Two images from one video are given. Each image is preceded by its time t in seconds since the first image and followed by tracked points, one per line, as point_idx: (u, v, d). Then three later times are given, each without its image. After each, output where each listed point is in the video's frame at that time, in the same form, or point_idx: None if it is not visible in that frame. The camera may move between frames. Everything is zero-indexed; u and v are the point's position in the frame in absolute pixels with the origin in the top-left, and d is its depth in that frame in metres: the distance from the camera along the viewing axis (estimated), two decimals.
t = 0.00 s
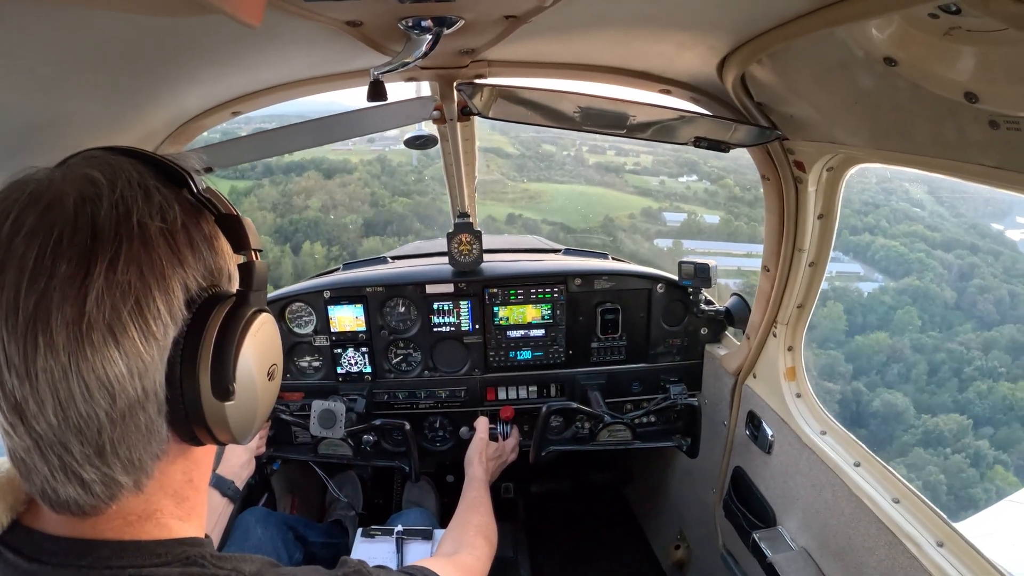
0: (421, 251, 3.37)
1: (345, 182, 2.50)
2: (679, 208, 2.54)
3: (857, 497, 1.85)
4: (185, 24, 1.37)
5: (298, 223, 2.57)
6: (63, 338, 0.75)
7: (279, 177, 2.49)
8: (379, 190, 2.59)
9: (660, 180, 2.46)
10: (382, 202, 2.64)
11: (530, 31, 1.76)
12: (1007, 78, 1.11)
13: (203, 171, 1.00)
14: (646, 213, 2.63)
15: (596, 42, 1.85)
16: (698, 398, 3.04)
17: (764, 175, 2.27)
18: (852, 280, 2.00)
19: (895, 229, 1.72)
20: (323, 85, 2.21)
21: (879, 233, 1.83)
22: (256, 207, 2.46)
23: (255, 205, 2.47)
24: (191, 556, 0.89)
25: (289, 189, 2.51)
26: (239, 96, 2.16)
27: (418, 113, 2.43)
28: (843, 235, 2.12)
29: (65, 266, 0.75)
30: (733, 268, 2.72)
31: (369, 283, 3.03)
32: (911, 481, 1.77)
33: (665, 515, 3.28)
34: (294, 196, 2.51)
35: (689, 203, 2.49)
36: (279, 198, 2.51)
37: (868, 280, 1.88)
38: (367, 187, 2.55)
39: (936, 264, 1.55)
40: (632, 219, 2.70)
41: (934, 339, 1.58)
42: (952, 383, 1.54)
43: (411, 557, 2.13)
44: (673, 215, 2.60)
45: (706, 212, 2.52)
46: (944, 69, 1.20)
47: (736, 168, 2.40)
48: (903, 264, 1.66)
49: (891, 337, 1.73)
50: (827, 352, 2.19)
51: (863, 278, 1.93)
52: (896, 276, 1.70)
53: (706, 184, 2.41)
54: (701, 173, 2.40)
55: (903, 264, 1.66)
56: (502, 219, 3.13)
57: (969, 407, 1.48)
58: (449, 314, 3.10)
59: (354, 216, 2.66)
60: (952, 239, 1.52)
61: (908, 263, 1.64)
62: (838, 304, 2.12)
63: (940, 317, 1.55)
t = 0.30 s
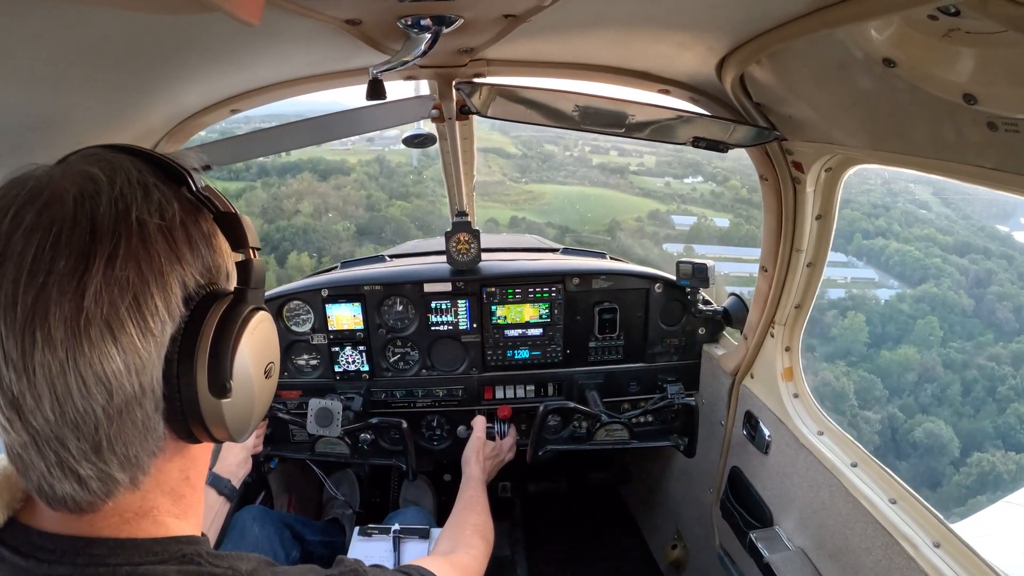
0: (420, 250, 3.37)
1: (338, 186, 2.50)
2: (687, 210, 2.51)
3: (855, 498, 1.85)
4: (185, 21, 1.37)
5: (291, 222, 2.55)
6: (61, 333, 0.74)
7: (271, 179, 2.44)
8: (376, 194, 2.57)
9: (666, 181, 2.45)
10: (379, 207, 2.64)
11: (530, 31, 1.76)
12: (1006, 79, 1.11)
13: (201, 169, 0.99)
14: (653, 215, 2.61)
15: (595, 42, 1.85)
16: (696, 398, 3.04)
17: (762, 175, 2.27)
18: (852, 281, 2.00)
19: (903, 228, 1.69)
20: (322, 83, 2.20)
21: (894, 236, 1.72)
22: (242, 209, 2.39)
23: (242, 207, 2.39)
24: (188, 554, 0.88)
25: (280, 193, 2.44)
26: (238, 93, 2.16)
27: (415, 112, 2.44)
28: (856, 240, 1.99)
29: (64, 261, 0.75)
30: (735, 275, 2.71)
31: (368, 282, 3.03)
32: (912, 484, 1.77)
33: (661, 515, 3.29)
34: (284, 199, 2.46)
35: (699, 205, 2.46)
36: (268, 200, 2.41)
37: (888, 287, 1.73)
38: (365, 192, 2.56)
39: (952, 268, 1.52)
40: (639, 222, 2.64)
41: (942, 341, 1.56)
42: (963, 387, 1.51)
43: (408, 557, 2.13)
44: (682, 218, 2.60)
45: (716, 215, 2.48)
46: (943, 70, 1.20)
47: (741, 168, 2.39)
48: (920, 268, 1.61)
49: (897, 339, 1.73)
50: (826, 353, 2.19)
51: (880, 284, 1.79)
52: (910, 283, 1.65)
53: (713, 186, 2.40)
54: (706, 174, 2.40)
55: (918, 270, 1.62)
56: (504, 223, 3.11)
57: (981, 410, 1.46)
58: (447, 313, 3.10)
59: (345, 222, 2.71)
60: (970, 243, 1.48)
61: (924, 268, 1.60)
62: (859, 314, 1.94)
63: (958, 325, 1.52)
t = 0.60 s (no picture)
0: (418, 249, 3.37)
1: (333, 188, 2.51)
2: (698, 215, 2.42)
3: (852, 499, 1.85)
4: (184, 20, 1.36)
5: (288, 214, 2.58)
6: (57, 331, 0.74)
7: (265, 180, 2.47)
8: (372, 198, 2.59)
9: (672, 182, 2.40)
10: (375, 211, 2.66)
11: (529, 31, 1.76)
12: (1005, 82, 1.11)
13: (199, 167, 0.99)
14: (662, 219, 2.55)
15: (595, 42, 1.85)
16: (693, 399, 3.04)
17: (761, 176, 2.27)
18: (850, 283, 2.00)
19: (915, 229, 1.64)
20: (322, 82, 2.20)
21: (905, 241, 1.64)
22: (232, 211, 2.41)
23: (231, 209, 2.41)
24: (185, 553, 0.88)
25: (271, 196, 2.48)
26: (237, 92, 2.15)
27: (416, 111, 2.44)
28: (869, 245, 1.86)
29: (60, 258, 0.75)
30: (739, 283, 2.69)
31: (366, 281, 3.03)
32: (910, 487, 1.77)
33: (658, 515, 3.28)
34: (274, 204, 2.50)
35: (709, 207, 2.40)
36: (257, 202, 2.45)
37: (906, 295, 1.62)
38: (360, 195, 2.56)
39: (968, 275, 1.46)
40: (648, 225, 2.61)
41: (944, 344, 1.55)
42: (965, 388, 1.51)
43: (405, 556, 2.13)
44: (691, 222, 2.47)
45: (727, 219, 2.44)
46: (943, 72, 1.20)
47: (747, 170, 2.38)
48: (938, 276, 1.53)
49: (894, 343, 1.71)
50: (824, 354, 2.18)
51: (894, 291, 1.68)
52: (927, 290, 1.56)
53: (719, 187, 2.38)
54: (713, 175, 2.38)
55: (935, 276, 1.54)
56: (508, 225, 3.09)
57: (1004, 425, 1.43)
58: (445, 313, 3.09)
59: (337, 229, 2.74)
60: (980, 247, 1.45)
61: (941, 275, 1.53)
62: (882, 326, 1.75)
63: (975, 332, 1.47)
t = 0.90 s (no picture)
0: (417, 249, 3.37)
1: (327, 191, 2.46)
2: (707, 219, 2.43)
3: (850, 500, 1.85)
4: (183, 19, 1.36)
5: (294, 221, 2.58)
6: (54, 329, 0.74)
7: (258, 182, 2.45)
8: (368, 201, 2.57)
9: (677, 184, 2.35)
10: (371, 215, 2.65)
11: (529, 31, 1.76)
12: (1004, 83, 1.11)
13: (197, 167, 0.99)
14: (670, 222, 2.52)
15: (594, 43, 1.86)
16: (692, 399, 3.04)
17: (760, 177, 2.27)
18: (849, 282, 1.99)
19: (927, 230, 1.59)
20: (322, 82, 2.20)
21: (914, 243, 1.61)
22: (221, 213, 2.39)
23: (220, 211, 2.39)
24: (182, 553, 0.88)
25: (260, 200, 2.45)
26: (237, 91, 2.15)
27: (414, 111, 2.46)
28: (884, 249, 1.75)
29: (57, 258, 0.75)
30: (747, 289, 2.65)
31: (365, 281, 3.03)
32: (910, 489, 1.77)
33: (657, 515, 3.28)
34: (263, 209, 2.48)
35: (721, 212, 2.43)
36: (247, 206, 2.43)
37: (925, 302, 1.58)
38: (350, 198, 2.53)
39: (987, 281, 1.44)
40: (657, 228, 2.60)
41: (946, 345, 1.54)
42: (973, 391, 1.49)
43: (404, 556, 2.13)
44: (702, 226, 2.47)
45: (738, 223, 2.47)
46: (943, 73, 1.20)
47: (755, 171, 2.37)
48: (955, 282, 1.51)
49: (896, 346, 1.70)
50: (824, 355, 2.18)
51: (912, 299, 1.62)
52: (947, 297, 1.52)
53: (725, 188, 2.37)
54: (719, 177, 2.36)
55: (953, 282, 1.51)
56: (511, 228, 3.08)
57: None
58: (444, 313, 3.09)
59: (325, 239, 2.73)
60: (997, 252, 1.41)
61: (960, 281, 1.50)
62: (915, 341, 1.62)
63: (999, 343, 1.45)
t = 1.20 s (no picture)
0: (417, 250, 3.37)
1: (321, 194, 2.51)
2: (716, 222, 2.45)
3: (849, 501, 1.85)
4: (183, 18, 1.36)
5: (299, 221, 2.57)
6: (49, 329, 0.74)
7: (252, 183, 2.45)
8: (363, 205, 2.60)
9: (683, 186, 2.33)
10: (366, 222, 2.68)
11: (529, 32, 1.76)
12: (1004, 86, 1.11)
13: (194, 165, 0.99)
14: (678, 225, 2.52)
15: (594, 44, 1.86)
16: (691, 401, 3.04)
17: (760, 179, 2.27)
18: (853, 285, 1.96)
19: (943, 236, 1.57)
20: (323, 82, 2.20)
21: (927, 247, 1.59)
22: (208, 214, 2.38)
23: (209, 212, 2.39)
24: (179, 551, 0.88)
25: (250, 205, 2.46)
26: (237, 91, 2.15)
27: (415, 111, 2.45)
28: (898, 254, 1.68)
29: (52, 257, 0.75)
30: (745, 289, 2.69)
31: (363, 281, 3.03)
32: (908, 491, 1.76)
33: (655, 516, 3.29)
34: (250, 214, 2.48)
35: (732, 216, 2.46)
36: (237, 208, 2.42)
37: (946, 310, 1.51)
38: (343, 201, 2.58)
39: (1007, 287, 1.40)
40: (666, 233, 2.62)
41: (957, 351, 1.51)
42: (990, 399, 1.47)
43: (402, 556, 2.13)
44: (713, 230, 2.51)
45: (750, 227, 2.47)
46: (942, 76, 1.20)
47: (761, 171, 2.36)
48: (974, 289, 1.46)
49: (908, 352, 1.67)
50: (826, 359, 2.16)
51: (930, 306, 1.56)
52: (965, 305, 1.47)
53: (732, 189, 2.39)
54: (724, 177, 2.37)
55: (971, 289, 1.46)
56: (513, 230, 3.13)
57: None
58: (443, 313, 3.09)
59: (310, 253, 2.83)
60: (1011, 256, 1.39)
61: (978, 287, 1.45)
62: (942, 355, 1.55)
63: None
